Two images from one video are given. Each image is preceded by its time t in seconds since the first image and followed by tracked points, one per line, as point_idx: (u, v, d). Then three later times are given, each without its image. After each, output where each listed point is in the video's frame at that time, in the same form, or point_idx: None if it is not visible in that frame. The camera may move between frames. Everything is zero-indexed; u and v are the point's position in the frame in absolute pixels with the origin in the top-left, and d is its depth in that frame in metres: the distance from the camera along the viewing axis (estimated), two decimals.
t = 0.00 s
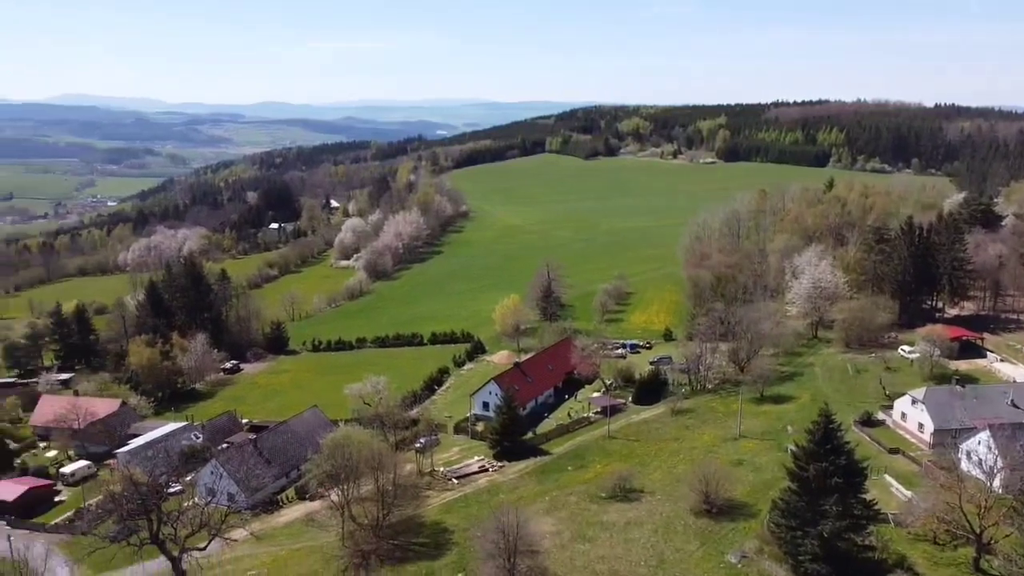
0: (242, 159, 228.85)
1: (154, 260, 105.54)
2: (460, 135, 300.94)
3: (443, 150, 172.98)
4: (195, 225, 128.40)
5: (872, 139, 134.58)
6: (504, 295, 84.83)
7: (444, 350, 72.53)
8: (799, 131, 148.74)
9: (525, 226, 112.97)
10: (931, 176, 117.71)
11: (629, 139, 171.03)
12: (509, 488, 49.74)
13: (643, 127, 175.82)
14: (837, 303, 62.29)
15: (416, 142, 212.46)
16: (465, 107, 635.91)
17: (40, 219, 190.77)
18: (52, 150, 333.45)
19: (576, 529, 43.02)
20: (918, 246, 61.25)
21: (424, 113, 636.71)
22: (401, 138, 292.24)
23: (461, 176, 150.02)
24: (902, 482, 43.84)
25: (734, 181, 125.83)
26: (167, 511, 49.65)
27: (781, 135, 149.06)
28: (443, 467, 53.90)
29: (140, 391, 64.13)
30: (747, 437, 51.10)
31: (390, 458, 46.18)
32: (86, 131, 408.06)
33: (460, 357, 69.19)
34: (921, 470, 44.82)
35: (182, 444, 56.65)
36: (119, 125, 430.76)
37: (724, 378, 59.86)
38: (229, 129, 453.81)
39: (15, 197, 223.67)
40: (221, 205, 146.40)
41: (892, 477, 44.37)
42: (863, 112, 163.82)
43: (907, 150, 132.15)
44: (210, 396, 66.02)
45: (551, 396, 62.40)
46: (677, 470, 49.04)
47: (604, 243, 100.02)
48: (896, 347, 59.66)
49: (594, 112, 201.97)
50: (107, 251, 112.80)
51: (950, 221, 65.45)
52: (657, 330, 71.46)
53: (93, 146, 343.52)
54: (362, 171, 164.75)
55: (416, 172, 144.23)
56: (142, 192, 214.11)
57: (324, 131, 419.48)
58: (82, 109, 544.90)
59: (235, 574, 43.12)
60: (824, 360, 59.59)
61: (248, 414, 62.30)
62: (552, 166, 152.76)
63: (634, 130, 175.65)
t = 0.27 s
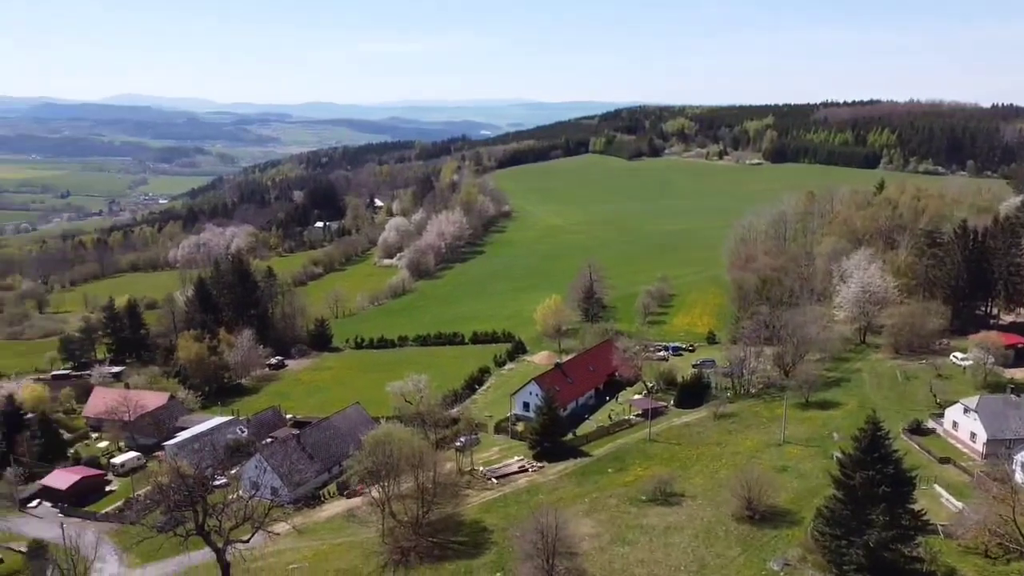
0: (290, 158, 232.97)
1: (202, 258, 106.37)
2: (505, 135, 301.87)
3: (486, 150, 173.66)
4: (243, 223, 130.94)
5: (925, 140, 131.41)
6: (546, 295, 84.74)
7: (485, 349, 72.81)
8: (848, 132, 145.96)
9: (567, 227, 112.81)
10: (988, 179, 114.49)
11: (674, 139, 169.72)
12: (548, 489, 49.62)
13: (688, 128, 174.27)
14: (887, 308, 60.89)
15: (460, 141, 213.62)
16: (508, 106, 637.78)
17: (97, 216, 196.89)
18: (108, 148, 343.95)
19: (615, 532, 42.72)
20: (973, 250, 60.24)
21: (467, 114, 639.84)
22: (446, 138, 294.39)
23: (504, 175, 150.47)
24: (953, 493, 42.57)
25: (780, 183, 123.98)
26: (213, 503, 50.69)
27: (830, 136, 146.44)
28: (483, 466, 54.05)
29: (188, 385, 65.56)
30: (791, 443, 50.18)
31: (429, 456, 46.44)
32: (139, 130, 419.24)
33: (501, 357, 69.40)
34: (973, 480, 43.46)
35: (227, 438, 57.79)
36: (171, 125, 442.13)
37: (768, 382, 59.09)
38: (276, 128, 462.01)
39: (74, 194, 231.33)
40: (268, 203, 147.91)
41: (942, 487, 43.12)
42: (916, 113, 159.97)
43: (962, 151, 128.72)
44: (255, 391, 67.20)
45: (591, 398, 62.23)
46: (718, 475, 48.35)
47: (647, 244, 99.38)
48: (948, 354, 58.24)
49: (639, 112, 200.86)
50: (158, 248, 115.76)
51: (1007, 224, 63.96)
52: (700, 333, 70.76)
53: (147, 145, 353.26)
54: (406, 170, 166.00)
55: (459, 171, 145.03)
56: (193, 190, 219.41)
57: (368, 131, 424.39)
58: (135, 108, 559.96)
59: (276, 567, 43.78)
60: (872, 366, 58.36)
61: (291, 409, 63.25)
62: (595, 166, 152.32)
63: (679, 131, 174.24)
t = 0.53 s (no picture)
0: (330, 157, 235.97)
1: (243, 255, 107.83)
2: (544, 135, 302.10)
3: (523, 150, 173.86)
4: (283, 222, 132.77)
5: (973, 141, 128.44)
6: (581, 296, 84.56)
7: (520, 349, 72.99)
8: (893, 133, 143.28)
9: (604, 227, 112.44)
10: None
11: (713, 139, 168.23)
12: (583, 490, 49.37)
13: (727, 128, 172.57)
14: (931, 313, 59.56)
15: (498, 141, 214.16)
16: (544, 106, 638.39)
17: (143, 213, 201.45)
18: (153, 148, 351.69)
19: (650, 536, 42.38)
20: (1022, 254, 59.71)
21: (503, 113, 641.52)
22: (484, 138, 295.65)
23: (541, 175, 150.57)
24: (999, 503, 41.31)
25: (821, 185, 122.16)
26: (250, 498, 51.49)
27: (873, 137, 143.90)
28: (517, 466, 54.04)
29: (227, 380, 66.63)
30: (830, 449, 49.31)
31: (464, 456, 46.51)
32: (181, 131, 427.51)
33: (537, 357, 69.50)
34: (1020, 491, 42.12)
35: (265, 433, 58.67)
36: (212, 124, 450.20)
37: (807, 387, 58.22)
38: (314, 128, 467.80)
39: (121, 192, 237.04)
40: (308, 202, 149.57)
41: (987, 497, 41.86)
42: (964, 113, 156.40)
43: (1011, 153, 125.52)
44: (292, 388, 68.08)
45: (626, 400, 61.99)
46: (755, 480, 47.66)
47: (684, 245, 98.64)
48: (994, 361, 57.00)
49: (678, 112, 199.45)
50: (201, 245, 117.95)
51: None
52: (737, 336, 70.01)
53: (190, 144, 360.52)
54: (444, 170, 166.82)
55: (496, 172, 145.47)
56: (236, 188, 223.28)
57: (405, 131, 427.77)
58: (178, 109, 571.87)
59: (312, 561, 44.28)
60: (915, 371, 57.16)
61: (328, 406, 63.94)
62: (633, 167, 151.60)
63: (718, 131, 172.67)
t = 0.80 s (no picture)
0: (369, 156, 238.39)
1: (283, 253, 109.25)
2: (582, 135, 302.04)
3: (561, 151, 173.76)
4: (322, 221, 134.37)
5: None
6: (617, 298, 84.26)
7: (555, 350, 73.17)
8: (939, 133, 140.33)
9: (641, 228, 111.97)
10: None
11: (753, 140, 166.48)
12: (617, 492, 49.08)
13: (768, 129, 170.53)
14: (977, 318, 58.11)
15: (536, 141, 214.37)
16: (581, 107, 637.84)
17: (187, 211, 205.59)
18: (195, 147, 358.78)
19: (684, 539, 42.01)
20: None
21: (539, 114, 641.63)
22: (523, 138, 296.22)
23: (578, 175, 150.45)
24: None
25: (864, 187, 120.14)
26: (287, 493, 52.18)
27: (918, 138, 141.12)
28: (551, 467, 53.98)
29: (266, 376, 67.65)
30: (871, 455, 48.40)
31: (498, 455, 46.53)
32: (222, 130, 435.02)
33: (572, 358, 69.59)
34: None
35: (302, 429, 59.48)
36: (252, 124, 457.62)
37: (848, 392, 57.31)
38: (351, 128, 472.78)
39: (165, 190, 242.23)
40: (346, 201, 151.12)
41: None
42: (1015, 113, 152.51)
43: None
44: (329, 385, 68.84)
45: (662, 403, 61.68)
46: (793, 485, 46.92)
47: (722, 247, 97.76)
48: None
49: (718, 112, 197.68)
50: (241, 243, 119.90)
51: None
52: (776, 339, 69.17)
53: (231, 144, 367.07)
54: (481, 170, 167.33)
55: (533, 172, 145.66)
56: (276, 187, 226.72)
57: (441, 131, 430.41)
58: (220, 108, 582.40)
59: (346, 557, 44.70)
60: (959, 378, 55.82)
61: (364, 404, 64.57)
62: (670, 167, 150.68)
63: (758, 131, 170.76)
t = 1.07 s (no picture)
0: (413, 156, 240.51)
1: (328, 251, 110.76)
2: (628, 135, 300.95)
3: (604, 151, 173.19)
4: (367, 220, 135.93)
5: None
6: (659, 300, 83.67)
7: (596, 351, 73.17)
8: (996, 134, 136.42)
9: (685, 229, 111.03)
10: None
11: (801, 141, 163.91)
12: (658, 495, 48.61)
13: (817, 129, 167.62)
14: None
15: (580, 141, 213.98)
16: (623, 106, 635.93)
17: (235, 210, 209.92)
18: (243, 147, 366.08)
19: (726, 545, 41.40)
20: None
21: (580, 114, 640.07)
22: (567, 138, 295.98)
23: (622, 175, 149.96)
24: None
25: (915, 189, 117.32)
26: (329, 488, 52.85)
27: (974, 139, 137.36)
28: (592, 468, 53.79)
29: (310, 373, 68.68)
30: (920, 464, 47.13)
31: (539, 456, 46.47)
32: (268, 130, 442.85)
33: (614, 359, 69.48)
34: None
35: (345, 425, 60.30)
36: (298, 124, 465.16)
37: (897, 400, 56.06)
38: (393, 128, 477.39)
39: (215, 189, 247.72)
40: (390, 200, 152.56)
41: None
42: None
43: None
44: (372, 383, 69.57)
45: (704, 406, 61.12)
46: (839, 493, 45.90)
47: (767, 249, 96.43)
48: None
49: (765, 112, 195.01)
50: (287, 241, 121.89)
51: None
52: (822, 344, 68.00)
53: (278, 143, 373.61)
54: (524, 170, 167.51)
55: (576, 172, 145.41)
56: (322, 186, 230.19)
57: (484, 131, 432.35)
58: (267, 109, 593.51)
59: (386, 554, 45.11)
60: (1015, 386, 53.99)
61: (406, 402, 65.18)
62: (716, 167, 149.08)
63: (807, 132, 168.02)
